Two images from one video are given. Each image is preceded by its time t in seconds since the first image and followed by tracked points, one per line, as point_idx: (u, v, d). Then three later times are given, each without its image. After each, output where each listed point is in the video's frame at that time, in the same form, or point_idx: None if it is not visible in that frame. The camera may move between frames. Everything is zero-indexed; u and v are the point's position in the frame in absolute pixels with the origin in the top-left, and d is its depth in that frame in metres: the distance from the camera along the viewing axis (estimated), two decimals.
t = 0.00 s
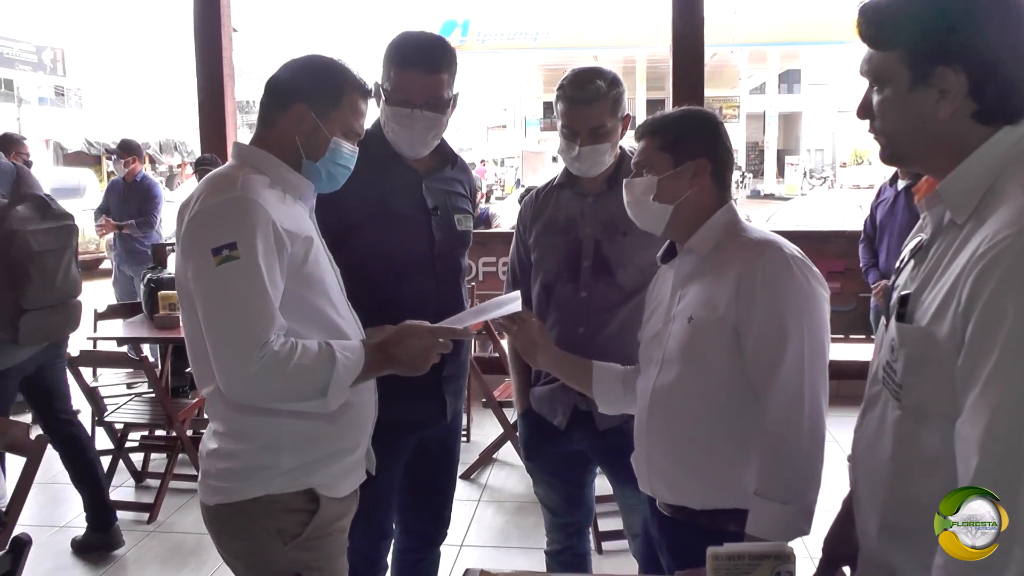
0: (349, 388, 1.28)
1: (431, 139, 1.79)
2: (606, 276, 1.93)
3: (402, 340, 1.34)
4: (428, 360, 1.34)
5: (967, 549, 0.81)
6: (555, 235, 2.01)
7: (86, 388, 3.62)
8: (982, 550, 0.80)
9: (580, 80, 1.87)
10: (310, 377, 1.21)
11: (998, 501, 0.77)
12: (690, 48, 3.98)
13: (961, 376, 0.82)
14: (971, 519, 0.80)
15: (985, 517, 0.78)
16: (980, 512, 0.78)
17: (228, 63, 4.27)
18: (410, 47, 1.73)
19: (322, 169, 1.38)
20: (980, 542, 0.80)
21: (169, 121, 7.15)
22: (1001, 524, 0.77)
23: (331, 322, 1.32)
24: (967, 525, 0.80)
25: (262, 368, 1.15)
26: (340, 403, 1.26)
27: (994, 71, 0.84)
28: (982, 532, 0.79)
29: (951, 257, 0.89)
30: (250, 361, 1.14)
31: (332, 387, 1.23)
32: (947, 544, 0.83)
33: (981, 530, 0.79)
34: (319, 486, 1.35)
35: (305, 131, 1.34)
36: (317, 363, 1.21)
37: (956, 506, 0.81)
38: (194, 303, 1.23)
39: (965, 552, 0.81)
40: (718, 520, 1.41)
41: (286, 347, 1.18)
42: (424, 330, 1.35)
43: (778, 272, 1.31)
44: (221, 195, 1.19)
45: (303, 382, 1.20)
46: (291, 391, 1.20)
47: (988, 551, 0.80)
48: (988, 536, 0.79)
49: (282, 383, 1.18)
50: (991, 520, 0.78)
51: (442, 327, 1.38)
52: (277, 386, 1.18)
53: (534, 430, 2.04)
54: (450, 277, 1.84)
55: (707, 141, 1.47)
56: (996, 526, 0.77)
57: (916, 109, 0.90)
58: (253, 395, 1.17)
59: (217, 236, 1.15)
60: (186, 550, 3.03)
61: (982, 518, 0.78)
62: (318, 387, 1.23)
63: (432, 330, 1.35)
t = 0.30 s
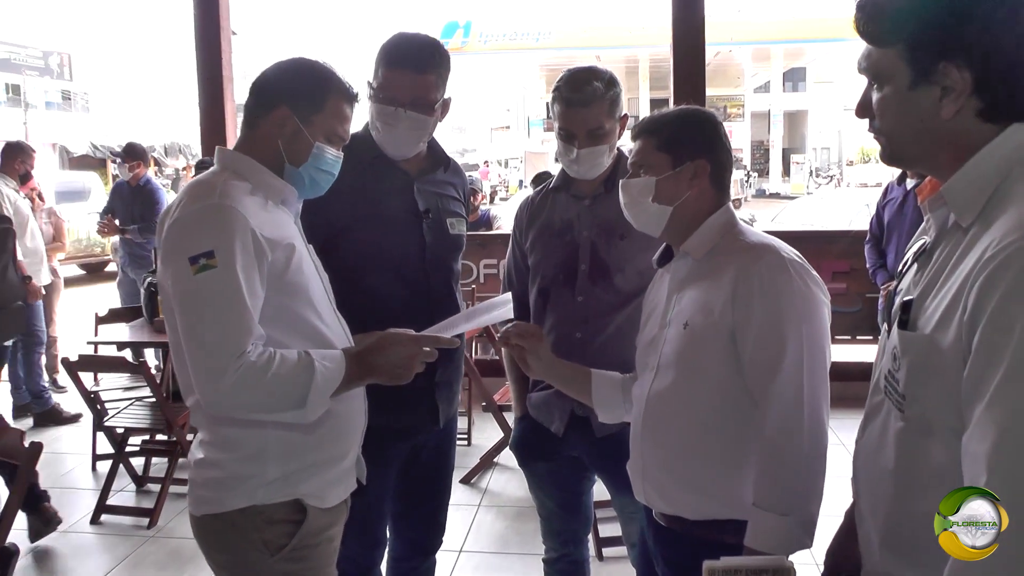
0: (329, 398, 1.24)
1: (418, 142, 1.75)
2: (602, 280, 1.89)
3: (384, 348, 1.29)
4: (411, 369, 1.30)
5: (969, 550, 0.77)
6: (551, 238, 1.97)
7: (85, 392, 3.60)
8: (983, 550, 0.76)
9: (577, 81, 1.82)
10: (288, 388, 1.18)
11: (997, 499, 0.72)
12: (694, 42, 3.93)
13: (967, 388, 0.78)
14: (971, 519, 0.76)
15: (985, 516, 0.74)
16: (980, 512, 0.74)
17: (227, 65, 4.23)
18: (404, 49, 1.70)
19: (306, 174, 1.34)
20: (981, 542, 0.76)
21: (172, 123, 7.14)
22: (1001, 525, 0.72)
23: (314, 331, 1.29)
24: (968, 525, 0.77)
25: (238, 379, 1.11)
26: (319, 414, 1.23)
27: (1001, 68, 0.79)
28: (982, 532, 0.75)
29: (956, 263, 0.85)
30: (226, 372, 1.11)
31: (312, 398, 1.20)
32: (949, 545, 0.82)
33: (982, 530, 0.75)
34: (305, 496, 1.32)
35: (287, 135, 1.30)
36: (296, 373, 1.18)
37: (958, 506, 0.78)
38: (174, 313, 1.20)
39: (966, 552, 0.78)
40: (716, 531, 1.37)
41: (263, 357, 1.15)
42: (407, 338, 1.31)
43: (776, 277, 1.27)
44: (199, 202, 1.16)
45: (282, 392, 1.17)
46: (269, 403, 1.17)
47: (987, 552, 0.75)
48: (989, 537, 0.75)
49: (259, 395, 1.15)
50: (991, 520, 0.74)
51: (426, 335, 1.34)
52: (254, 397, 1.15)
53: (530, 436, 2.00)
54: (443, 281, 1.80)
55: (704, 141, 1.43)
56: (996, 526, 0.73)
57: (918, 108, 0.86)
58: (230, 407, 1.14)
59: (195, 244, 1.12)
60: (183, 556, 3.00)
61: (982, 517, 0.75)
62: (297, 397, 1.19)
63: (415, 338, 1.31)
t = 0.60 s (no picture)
0: (331, 402, 1.23)
1: (434, 141, 1.74)
2: (619, 285, 1.87)
3: (389, 352, 1.28)
4: (416, 373, 1.28)
5: (971, 550, 0.79)
6: (568, 242, 1.94)
7: (102, 388, 3.63)
8: (984, 550, 0.77)
9: (598, 83, 1.80)
10: (288, 391, 1.17)
11: (996, 500, 0.73)
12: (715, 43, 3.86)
13: (990, 406, 0.75)
14: (972, 519, 0.78)
15: (985, 516, 0.75)
16: (980, 512, 0.76)
17: (247, 64, 4.24)
18: (423, 49, 1.69)
19: (316, 175, 1.34)
20: (981, 541, 0.77)
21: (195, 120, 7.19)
22: (1002, 525, 0.72)
23: (319, 334, 1.28)
24: (969, 524, 0.78)
25: (237, 382, 1.11)
26: (320, 418, 1.22)
27: None
28: (983, 532, 0.76)
29: (979, 278, 0.82)
30: (225, 375, 1.11)
31: (312, 402, 1.19)
32: (951, 545, 0.83)
33: (982, 530, 0.76)
34: (312, 500, 1.31)
35: (297, 134, 1.30)
36: (297, 377, 1.17)
37: (958, 507, 0.80)
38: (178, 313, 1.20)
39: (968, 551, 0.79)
40: (726, 544, 1.34)
41: (264, 361, 1.14)
42: (412, 342, 1.30)
43: (792, 287, 1.23)
44: (204, 203, 1.16)
45: (281, 396, 1.16)
46: (268, 406, 1.16)
47: (989, 551, 0.76)
48: (989, 537, 0.76)
49: (258, 398, 1.14)
50: (991, 521, 0.75)
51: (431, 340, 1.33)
52: (252, 400, 1.14)
53: (544, 441, 1.98)
54: (456, 283, 1.78)
55: (721, 146, 1.40)
56: (996, 527, 0.74)
57: (942, 114, 0.83)
58: (229, 410, 1.14)
59: (197, 245, 1.11)
60: (195, 553, 3.02)
61: (982, 518, 0.76)
62: (298, 401, 1.19)
63: (420, 342, 1.30)
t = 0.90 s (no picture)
0: (340, 405, 1.21)
1: (446, 139, 1.71)
2: (632, 284, 1.84)
3: (398, 353, 1.25)
4: (426, 377, 1.26)
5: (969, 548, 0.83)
6: (580, 240, 1.92)
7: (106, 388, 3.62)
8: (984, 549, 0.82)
9: (610, 80, 1.77)
10: (297, 394, 1.15)
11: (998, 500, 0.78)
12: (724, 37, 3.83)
13: None
14: (972, 520, 0.82)
15: (985, 516, 0.80)
16: (980, 512, 0.80)
17: (250, 60, 4.20)
18: (434, 45, 1.67)
19: (323, 172, 1.31)
20: (981, 541, 0.82)
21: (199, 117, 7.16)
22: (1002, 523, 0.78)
23: (328, 334, 1.26)
24: (968, 524, 0.82)
25: (244, 385, 1.09)
26: (330, 420, 1.20)
27: None
28: (983, 531, 0.81)
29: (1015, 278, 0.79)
30: (232, 378, 1.08)
31: (321, 405, 1.17)
32: (948, 544, 0.87)
33: (982, 530, 0.81)
34: (322, 504, 1.29)
35: (303, 131, 1.27)
36: (306, 379, 1.15)
37: (957, 507, 0.84)
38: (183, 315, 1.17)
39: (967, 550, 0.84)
40: (743, 548, 1.32)
41: (272, 363, 1.12)
42: (421, 343, 1.27)
43: (811, 287, 1.21)
44: (210, 202, 1.13)
45: (290, 398, 1.14)
46: (276, 409, 1.14)
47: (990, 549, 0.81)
48: (989, 536, 0.81)
49: (266, 401, 1.12)
50: (992, 521, 0.79)
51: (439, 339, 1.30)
52: (260, 404, 1.12)
53: (556, 442, 1.96)
54: (467, 282, 1.76)
55: (736, 142, 1.37)
56: (996, 526, 0.79)
57: (976, 110, 0.81)
58: (236, 413, 1.12)
59: (203, 246, 1.09)
60: (201, 555, 3.00)
61: (982, 518, 0.80)
62: (307, 404, 1.16)
63: (429, 343, 1.27)
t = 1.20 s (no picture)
0: (340, 406, 1.18)
1: (442, 135, 1.68)
2: (629, 283, 1.82)
3: (399, 351, 1.23)
4: (427, 375, 1.24)
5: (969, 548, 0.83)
6: (577, 240, 1.90)
7: (92, 388, 3.56)
8: (983, 549, 0.81)
9: (608, 77, 1.75)
10: (296, 395, 1.12)
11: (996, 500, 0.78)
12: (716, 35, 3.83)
13: None
14: (970, 519, 0.82)
15: (984, 516, 0.79)
16: (980, 512, 0.80)
17: (238, 56, 4.14)
18: (429, 39, 1.64)
19: (319, 168, 1.28)
20: (980, 541, 0.81)
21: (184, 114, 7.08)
22: (1001, 525, 0.78)
23: (326, 334, 1.23)
24: (967, 524, 0.82)
25: (242, 387, 1.06)
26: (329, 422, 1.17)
27: None
28: (982, 532, 0.80)
29: None
30: (230, 380, 1.05)
31: (321, 406, 1.14)
32: (948, 544, 0.87)
33: (981, 530, 0.80)
34: (318, 509, 1.26)
35: (298, 126, 1.24)
36: (305, 380, 1.12)
37: (957, 506, 0.84)
38: (178, 315, 1.14)
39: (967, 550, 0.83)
40: (746, 550, 1.30)
41: (271, 363, 1.08)
42: (422, 340, 1.25)
43: (815, 285, 1.19)
44: (206, 198, 1.10)
45: (289, 399, 1.11)
46: (274, 411, 1.11)
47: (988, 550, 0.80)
48: (988, 537, 0.80)
49: (265, 403, 1.09)
50: (990, 520, 0.79)
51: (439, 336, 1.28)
52: (257, 405, 1.09)
53: (552, 443, 1.93)
54: (463, 282, 1.73)
55: (736, 140, 1.36)
56: (996, 526, 0.78)
57: (995, 107, 0.79)
58: (233, 415, 1.09)
59: (199, 243, 1.06)
60: (189, 557, 2.96)
61: (980, 517, 0.80)
62: (306, 405, 1.13)
63: (429, 339, 1.26)
